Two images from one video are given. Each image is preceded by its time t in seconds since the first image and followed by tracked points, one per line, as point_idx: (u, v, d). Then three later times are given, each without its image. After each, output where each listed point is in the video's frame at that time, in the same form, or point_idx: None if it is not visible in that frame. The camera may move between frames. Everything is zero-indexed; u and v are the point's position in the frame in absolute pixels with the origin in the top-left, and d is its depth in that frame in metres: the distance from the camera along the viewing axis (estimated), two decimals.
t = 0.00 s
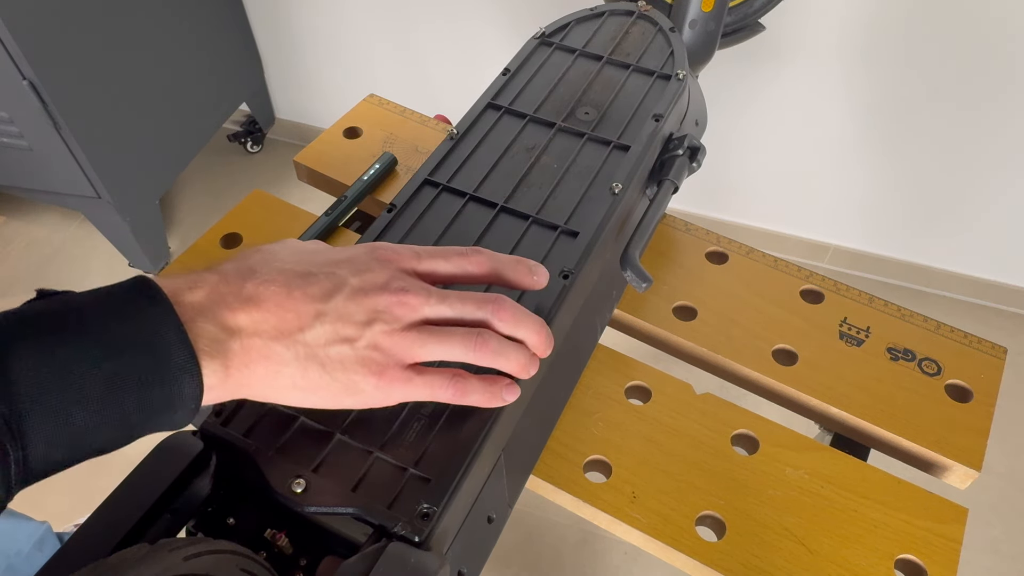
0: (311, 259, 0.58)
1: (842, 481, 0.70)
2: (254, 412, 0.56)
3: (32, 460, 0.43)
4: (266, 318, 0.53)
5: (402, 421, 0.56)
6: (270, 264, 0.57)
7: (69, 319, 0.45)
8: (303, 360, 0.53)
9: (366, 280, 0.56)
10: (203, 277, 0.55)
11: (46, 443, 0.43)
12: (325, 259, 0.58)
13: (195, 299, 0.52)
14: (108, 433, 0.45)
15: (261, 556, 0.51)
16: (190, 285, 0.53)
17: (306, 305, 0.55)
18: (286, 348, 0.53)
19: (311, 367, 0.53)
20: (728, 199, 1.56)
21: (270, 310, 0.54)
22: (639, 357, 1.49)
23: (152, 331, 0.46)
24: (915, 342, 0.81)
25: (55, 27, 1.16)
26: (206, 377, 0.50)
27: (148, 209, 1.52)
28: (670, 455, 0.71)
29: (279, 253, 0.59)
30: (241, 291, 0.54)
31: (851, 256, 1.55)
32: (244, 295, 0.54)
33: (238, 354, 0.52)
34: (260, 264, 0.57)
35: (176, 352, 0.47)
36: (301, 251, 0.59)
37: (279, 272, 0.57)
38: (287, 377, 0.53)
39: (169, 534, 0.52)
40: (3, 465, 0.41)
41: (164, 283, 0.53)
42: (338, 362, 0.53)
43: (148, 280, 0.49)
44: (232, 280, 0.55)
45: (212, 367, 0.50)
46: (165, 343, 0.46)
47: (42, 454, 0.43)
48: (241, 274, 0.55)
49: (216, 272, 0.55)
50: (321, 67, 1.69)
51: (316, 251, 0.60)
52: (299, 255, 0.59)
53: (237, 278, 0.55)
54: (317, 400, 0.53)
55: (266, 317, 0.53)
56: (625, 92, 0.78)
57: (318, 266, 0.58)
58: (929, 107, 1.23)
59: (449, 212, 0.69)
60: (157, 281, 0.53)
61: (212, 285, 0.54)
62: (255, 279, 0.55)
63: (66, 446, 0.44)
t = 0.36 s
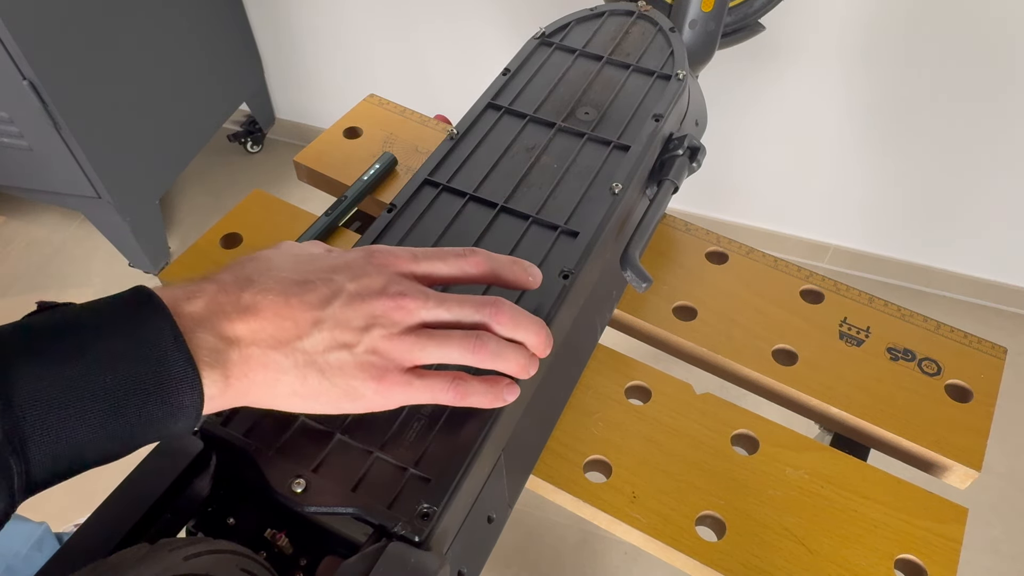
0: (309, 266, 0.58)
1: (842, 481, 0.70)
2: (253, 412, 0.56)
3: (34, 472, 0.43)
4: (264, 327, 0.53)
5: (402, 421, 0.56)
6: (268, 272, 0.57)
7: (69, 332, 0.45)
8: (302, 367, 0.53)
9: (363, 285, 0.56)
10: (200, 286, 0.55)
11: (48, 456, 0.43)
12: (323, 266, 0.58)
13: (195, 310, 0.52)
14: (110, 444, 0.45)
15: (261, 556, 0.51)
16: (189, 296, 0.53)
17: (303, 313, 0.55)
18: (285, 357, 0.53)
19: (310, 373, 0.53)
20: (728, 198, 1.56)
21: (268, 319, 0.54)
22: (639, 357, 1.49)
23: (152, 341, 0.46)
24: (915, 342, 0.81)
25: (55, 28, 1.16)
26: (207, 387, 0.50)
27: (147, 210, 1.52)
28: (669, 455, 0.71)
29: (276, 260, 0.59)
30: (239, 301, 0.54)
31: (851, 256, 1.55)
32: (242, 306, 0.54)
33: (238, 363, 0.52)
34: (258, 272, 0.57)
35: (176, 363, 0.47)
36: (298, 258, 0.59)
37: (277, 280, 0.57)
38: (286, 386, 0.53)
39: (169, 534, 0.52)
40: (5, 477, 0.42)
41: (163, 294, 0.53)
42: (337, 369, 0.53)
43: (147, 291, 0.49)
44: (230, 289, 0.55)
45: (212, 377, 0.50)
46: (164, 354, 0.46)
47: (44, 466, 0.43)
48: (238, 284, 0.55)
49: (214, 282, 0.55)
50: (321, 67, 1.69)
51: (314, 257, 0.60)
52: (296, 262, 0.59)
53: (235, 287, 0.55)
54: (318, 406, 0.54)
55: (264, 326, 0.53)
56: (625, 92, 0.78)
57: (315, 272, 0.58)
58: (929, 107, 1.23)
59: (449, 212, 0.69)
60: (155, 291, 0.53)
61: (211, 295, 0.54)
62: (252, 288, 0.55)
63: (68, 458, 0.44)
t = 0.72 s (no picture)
0: (313, 258, 0.58)
1: (842, 481, 0.70)
2: (254, 412, 0.56)
3: (40, 463, 0.43)
4: (269, 317, 0.54)
5: (402, 421, 0.56)
6: (272, 265, 0.57)
7: (74, 324, 0.45)
8: (306, 358, 0.53)
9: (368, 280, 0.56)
10: (205, 275, 0.55)
11: (55, 446, 0.43)
12: (326, 259, 0.58)
13: (199, 300, 0.53)
14: (116, 436, 0.45)
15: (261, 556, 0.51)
16: (194, 286, 0.53)
17: (306, 304, 0.55)
18: (289, 348, 0.53)
19: (313, 365, 0.53)
20: (728, 198, 1.56)
21: (273, 310, 0.54)
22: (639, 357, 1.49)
23: (156, 331, 0.46)
24: (915, 342, 0.81)
25: (55, 28, 1.16)
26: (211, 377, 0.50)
27: (147, 209, 1.52)
28: (670, 455, 0.71)
29: (280, 252, 0.59)
30: (243, 291, 0.54)
31: (851, 256, 1.55)
32: (246, 296, 0.54)
33: (242, 353, 0.52)
34: (262, 264, 0.57)
35: (182, 352, 0.47)
36: (302, 250, 0.59)
37: (281, 272, 0.57)
38: (290, 377, 0.53)
39: (170, 534, 0.52)
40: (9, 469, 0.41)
41: (167, 284, 0.53)
42: (340, 361, 0.53)
43: (151, 282, 0.49)
44: (235, 280, 0.55)
45: (216, 367, 0.51)
46: (169, 343, 0.47)
47: (51, 459, 0.43)
48: (242, 274, 0.56)
49: (218, 272, 0.56)
50: (321, 67, 1.69)
51: (318, 251, 0.60)
52: (300, 254, 0.59)
53: (239, 277, 0.55)
54: (320, 399, 0.54)
55: (269, 316, 0.54)
56: (625, 92, 0.78)
57: (319, 265, 0.58)
58: (929, 107, 1.23)
59: (449, 213, 0.69)
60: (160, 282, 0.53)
61: (216, 285, 0.54)
62: (256, 279, 0.56)
63: (75, 450, 0.44)
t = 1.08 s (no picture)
0: (312, 256, 0.58)
1: (842, 481, 0.70)
2: (254, 413, 0.56)
3: (37, 458, 0.43)
4: (268, 314, 0.54)
5: (402, 421, 0.56)
6: (271, 262, 0.57)
7: (73, 319, 0.45)
8: (304, 356, 0.53)
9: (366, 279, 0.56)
10: (204, 272, 0.55)
11: (52, 441, 0.43)
12: (326, 257, 0.58)
13: (198, 296, 0.53)
14: (114, 431, 0.45)
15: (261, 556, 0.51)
16: (193, 283, 0.54)
17: (305, 303, 0.55)
18: (287, 345, 0.53)
19: (312, 363, 0.53)
20: (728, 199, 1.56)
21: (272, 307, 0.54)
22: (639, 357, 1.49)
23: (155, 327, 0.47)
24: (915, 342, 0.81)
25: (55, 28, 1.16)
26: (209, 373, 0.51)
27: (147, 209, 1.52)
28: (670, 455, 0.71)
29: (280, 250, 0.59)
30: (242, 288, 0.54)
31: (851, 256, 1.55)
32: (245, 293, 0.54)
33: (240, 350, 0.52)
34: (262, 261, 0.57)
35: (180, 347, 0.47)
36: (302, 248, 0.59)
37: (280, 269, 0.57)
38: (288, 374, 0.53)
39: (170, 534, 0.52)
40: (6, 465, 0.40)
41: (166, 281, 0.53)
42: (338, 359, 0.53)
43: (150, 277, 0.49)
44: (234, 276, 0.55)
45: (214, 364, 0.51)
46: (167, 339, 0.47)
47: (48, 454, 0.43)
48: (241, 271, 0.56)
49: (217, 269, 0.56)
50: (321, 67, 1.69)
51: (317, 248, 0.60)
52: (300, 252, 0.59)
53: (238, 274, 0.55)
54: (319, 397, 0.54)
55: (268, 313, 0.54)
56: (625, 92, 0.78)
57: (318, 262, 0.58)
58: (929, 107, 1.23)
59: (449, 213, 0.69)
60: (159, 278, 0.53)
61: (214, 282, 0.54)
62: (255, 276, 0.56)
63: (73, 445, 0.44)
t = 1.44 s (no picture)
0: (313, 260, 0.58)
1: (842, 481, 0.70)
2: (254, 413, 0.56)
3: (34, 462, 0.43)
4: (268, 320, 0.53)
5: (402, 421, 0.56)
6: (271, 266, 0.57)
7: (73, 323, 0.45)
8: (304, 363, 0.53)
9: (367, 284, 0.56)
10: (204, 277, 0.55)
11: (49, 445, 0.43)
12: (326, 262, 0.58)
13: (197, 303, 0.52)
14: (111, 436, 0.45)
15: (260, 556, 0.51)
16: (194, 289, 0.53)
17: (306, 308, 0.55)
18: (287, 352, 0.53)
19: (312, 369, 0.53)
20: (728, 198, 1.56)
21: (272, 314, 0.54)
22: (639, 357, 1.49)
23: (155, 331, 0.46)
24: (915, 342, 0.81)
25: (55, 28, 1.16)
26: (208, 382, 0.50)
27: (147, 210, 1.52)
28: (670, 455, 0.71)
29: (280, 254, 0.59)
30: (243, 294, 0.54)
31: (851, 256, 1.55)
32: (245, 299, 0.54)
33: (239, 357, 0.52)
34: (262, 266, 0.57)
35: (179, 352, 0.47)
36: (301, 253, 0.59)
37: (281, 274, 0.56)
38: (288, 380, 0.53)
39: (169, 534, 0.52)
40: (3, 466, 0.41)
41: (166, 285, 0.53)
42: (339, 365, 0.53)
43: (150, 283, 0.49)
44: (234, 282, 0.54)
45: (212, 371, 0.50)
46: (167, 343, 0.47)
47: (44, 458, 0.43)
48: (240, 277, 0.55)
49: (218, 275, 0.55)
50: (321, 67, 1.69)
51: (318, 252, 0.60)
52: (300, 256, 0.59)
53: (239, 279, 0.55)
54: (320, 403, 0.54)
55: (268, 320, 0.53)
56: (626, 92, 0.78)
57: (319, 267, 0.58)
58: (929, 107, 1.23)
59: (450, 212, 0.69)
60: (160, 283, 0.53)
61: (214, 289, 0.53)
62: (255, 281, 0.55)
63: (70, 450, 0.44)
